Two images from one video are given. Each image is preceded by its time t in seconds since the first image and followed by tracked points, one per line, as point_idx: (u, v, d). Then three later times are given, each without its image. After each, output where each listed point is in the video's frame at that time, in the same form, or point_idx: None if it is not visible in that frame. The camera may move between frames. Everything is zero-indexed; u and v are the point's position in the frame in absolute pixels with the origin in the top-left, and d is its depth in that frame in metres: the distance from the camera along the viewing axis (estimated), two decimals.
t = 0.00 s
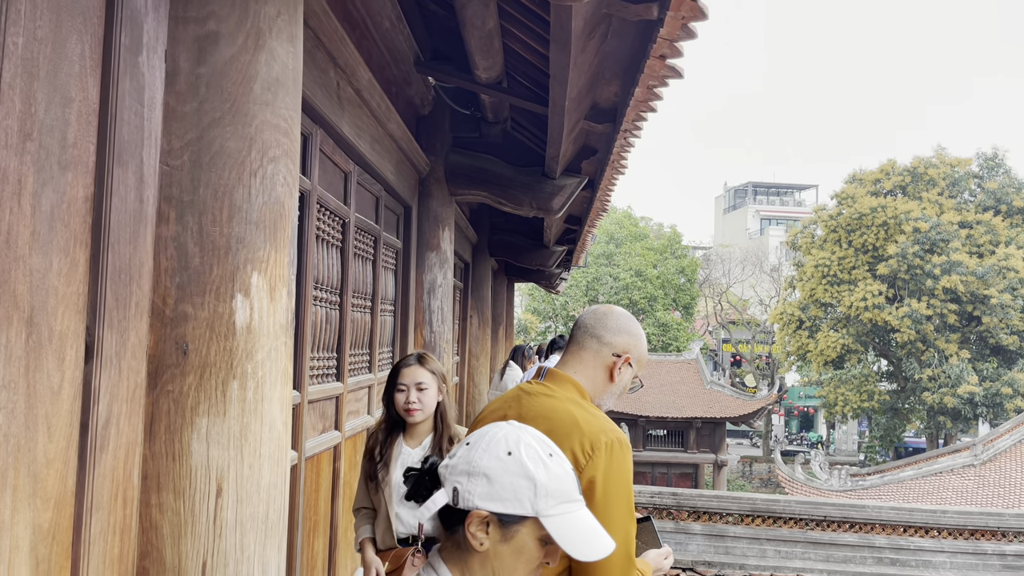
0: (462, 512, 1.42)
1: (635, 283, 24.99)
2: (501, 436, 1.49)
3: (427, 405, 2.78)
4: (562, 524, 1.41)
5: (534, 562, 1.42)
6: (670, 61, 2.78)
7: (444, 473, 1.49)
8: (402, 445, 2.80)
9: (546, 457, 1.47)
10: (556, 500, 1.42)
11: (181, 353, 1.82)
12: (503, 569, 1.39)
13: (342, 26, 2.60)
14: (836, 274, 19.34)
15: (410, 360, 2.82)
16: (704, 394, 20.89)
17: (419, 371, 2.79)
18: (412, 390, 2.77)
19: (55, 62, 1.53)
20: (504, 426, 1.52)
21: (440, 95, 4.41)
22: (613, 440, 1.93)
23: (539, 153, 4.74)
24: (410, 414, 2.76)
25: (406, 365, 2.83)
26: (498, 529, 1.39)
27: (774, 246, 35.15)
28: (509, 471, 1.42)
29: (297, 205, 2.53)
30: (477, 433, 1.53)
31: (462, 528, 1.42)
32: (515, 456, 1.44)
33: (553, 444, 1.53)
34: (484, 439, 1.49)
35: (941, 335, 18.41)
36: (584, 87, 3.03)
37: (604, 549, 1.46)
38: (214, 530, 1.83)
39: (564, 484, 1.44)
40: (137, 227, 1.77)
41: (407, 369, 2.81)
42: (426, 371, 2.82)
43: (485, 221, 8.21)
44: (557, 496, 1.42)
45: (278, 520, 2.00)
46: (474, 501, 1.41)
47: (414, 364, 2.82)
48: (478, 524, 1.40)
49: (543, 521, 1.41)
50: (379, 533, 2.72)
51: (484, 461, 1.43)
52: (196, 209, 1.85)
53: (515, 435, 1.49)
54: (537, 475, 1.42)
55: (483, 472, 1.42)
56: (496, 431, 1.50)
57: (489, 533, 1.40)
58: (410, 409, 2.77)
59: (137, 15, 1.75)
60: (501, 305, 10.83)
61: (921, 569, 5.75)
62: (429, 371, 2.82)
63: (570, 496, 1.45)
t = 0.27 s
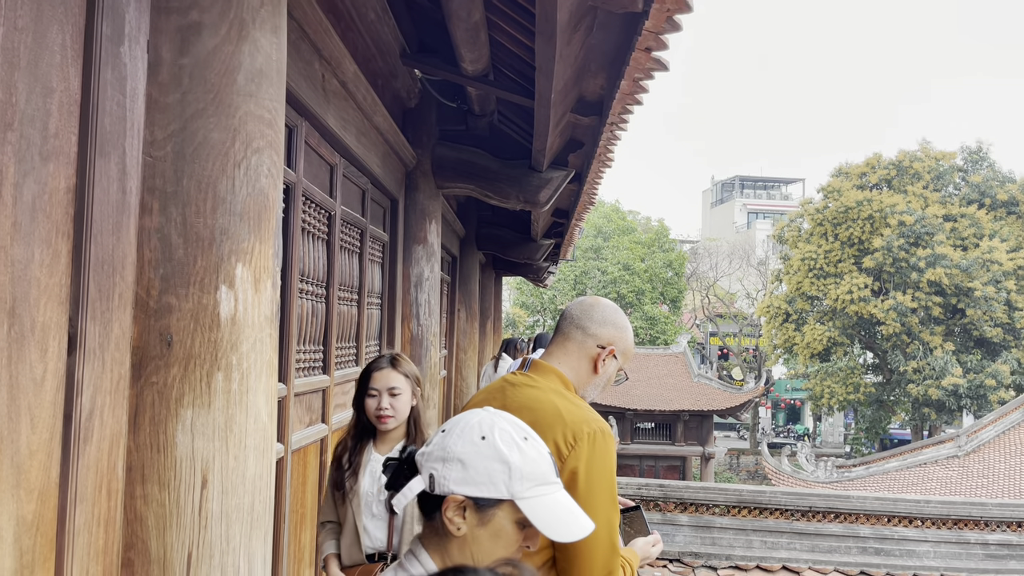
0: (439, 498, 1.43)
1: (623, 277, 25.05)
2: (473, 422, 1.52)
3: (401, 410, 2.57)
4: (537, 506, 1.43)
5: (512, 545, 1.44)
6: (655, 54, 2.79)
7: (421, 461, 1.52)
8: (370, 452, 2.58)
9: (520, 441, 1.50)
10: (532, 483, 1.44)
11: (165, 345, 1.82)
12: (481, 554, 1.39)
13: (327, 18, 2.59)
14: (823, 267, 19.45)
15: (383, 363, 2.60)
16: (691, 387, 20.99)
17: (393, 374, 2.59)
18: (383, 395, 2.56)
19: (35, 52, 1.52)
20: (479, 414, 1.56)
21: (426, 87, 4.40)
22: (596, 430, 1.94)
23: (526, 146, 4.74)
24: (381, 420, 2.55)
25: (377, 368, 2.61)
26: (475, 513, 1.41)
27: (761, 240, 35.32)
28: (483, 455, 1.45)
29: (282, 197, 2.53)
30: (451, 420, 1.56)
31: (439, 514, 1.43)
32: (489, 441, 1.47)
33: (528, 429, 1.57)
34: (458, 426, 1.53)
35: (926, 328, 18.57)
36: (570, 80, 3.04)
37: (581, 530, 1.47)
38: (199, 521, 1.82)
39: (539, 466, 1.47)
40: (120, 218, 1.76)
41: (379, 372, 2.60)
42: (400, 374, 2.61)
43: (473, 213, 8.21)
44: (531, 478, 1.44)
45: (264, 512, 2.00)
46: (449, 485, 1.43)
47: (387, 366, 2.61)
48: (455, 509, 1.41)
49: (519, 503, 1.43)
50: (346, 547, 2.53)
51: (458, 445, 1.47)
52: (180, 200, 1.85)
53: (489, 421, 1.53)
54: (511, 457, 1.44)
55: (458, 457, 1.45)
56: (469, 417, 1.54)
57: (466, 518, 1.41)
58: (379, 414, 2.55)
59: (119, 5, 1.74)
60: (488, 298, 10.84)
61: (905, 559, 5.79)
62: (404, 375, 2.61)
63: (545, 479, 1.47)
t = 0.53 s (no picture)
0: (416, 488, 1.49)
1: (610, 271, 25.09)
2: (448, 412, 1.55)
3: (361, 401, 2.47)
4: (515, 493, 1.46)
5: (491, 530, 1.48)
6: (640, 47, 2.80)
7: (398, 452, 1.56)
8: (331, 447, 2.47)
9: (496, 428, 1.52)
10: (508, 470, 1.47)
11: (147, 337, 1.81)
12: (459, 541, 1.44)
13: (310, 10, 2.58)
14: (808, 261, 19.56)
15: (345, 351, 2.51)
16: (677, 380, 21.08)
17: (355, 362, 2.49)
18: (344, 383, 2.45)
19: (15, 43, 1.51)
20: (454, 403, 1.58)
21: (412, 81, 4.40)
22: (578, 421, 1.96)
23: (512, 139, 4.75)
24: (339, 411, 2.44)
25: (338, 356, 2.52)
26: (452, 503, 1.45)
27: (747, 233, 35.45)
28: (458, 444, 1.48)
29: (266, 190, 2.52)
30: (427, 411, 1.59)
31: (417, 504, 1.48)
32: (464, 430, 1.50)
33: (505, 415, 1.59)
34: (433, 417, 1.56)
35: (910, 321, 18.74)
36: (555, 73, 3.04)
37: (563, 515, 1.50)
38: (183, 514, 1.82)
39: (516, 453, 1.50)
40: (101, 209, 1.75)
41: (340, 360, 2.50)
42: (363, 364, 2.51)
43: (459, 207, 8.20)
44: (508, 466, 1.47)
45: (248, 504, 2.00)
46: (426, 476, 1.47)
47: (349, 355, 2.51)
48: (432, 500, 1.46)
49: (495, 491, 1.46)
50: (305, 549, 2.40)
51: (433, 436, 1.50)
52: (162, 192, 1.84)
53: (463, 410, 1.55)
54: (486, 445, 1.47)
55: (433, 448, 1.48)
56: (445, 407, 1.57)
57: (444, 508, 1.46)
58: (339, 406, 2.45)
59: None
60: (475, 292, 10.85)
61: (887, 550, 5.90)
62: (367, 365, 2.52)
63: (523, 465, 1.50)
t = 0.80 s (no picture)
0: (389, 480, 1.56)
1: (597, 265, 25.11)
2: (421, 406, 1.61)
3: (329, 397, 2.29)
4: (485, 486, 1.53)
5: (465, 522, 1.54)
6: (623, 41, 2.81)
7: (372, 444, 1.63)
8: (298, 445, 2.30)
9: (469, 422, 1.59)
10: (479, 464, 1.53)
11: (127, 329, 1.81)
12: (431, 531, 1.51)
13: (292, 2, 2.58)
14: (793, 254, 19.66)
15: (314, 344, 2.33)
16: (664, 374, 21.16)
17: (324, 356, 2.31)
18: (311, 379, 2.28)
19: None
20: (429, 396, 1.65)
21: (396, 73, 4.39)
22: (560, 412, 1.98)
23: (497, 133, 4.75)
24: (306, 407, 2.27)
25: (305, 349, 2.33)
26: (424, 495, 1.52)
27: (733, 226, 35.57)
28: (430, 437, 1.55)
29: (248, 183, 2.51)
30: (401, 404, 1.66)
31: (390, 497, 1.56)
32: (436, 423, 1.56)
33: (479, 407, 1.65)
34: (408, 409, 1.62)
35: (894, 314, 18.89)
36: (538, 66, 3.05)
37: (533, 505, 1.56)
38: (164, 506, 1.82)
39: (487, 446, 1.56)
40: (79, 201, 1.74)
41: (307, 353, 2.32)
42: (332, 357, 2.34)
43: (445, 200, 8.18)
44: (479, 459, 1.54)
45: (230, 496, 2.00)
46: (398, 468, 1.54)
47: (317, 348, 2.33)
48: (404, 492, 1.53)
49: (466, 484, 1.52)
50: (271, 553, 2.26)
51: (406, 429, 1.56)
52: (141, 183, 1.84)
53: (437, 403, 1.61)
54: (458, 439, 1.54)
55: (406, 441, 1.55)
56: (418, 401, 1.63)
57: (416, 500, 1.53)
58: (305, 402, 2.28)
59: None
60: (462, 286, 10.83)
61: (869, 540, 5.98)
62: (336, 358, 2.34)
63: (495, 458, 1.56)
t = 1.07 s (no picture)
0: (371, 470, 1.56)
1: (582, 258, 25.13)
2: (408, 396, 1.61)
3: (306, 397, 2.24)
4: (468, 480, 1.53)
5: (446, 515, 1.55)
6: (606, 33, 2.81)
7: (354, 432, 1.62)
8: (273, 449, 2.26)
9: (454, 415, 1.58)
10: (463, 457, 1.54)
11: (104, 321, 1.79)
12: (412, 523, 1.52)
13: None
14: (777, 248, 19.76)
15: (292, 342, 2.29)
16: (648, 366, 21.24)
17: (302, 354, 2.28)
18: (288, 377, 2.24)
19: None
20: (414, 386, 1.64)
21: (379, 65, 4.37)
22: (539, 403, 2.01)
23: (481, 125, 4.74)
24: (282, 407, 2.22)
25: (284, 348, 2.30)
26: (407, 486, 1.52)
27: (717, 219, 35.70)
28: (416, 429, 1.54)
29: (229, 174, 2.49)
30: (386, 393, 1.64)
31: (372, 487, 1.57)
32: (422, 415, 1.56)
33: (464, 400, 1.65)
34: (393, 399, 1.61)
35: (876, 307, 19.06)
36: (521, 57, 3.04)
37: (515, 501, 1.57)
38: (142, 498, 1.81)
39: (472, 440, 1.56)
40: (54, 191, 1.72)
41: (285, 351, 2.28)
42: (311, 356, 2.30)
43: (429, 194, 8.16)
44: (464, 452, 1.54)
45: (210, 489, 1.99)
46: (382, 459, 1.54)
47: (296, 347, 2.30)
48: (387, 483, 1.53)
49: (449, 476, 1.53)
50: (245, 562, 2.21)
51: (392, 420, 1.56)
52: (118, 173, 1.82)
53: (423, 395, 1.61)
54: (444, 432, 1.54)
55: (391, 431, 1.55)
56: (404, 391, 1.62)
57: (398, 490, 1.53)
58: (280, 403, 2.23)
59: None
60: (446, 280, 10.81)
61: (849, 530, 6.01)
62: (316, 358, 2.31)
63: (479, 452, 1.57)
